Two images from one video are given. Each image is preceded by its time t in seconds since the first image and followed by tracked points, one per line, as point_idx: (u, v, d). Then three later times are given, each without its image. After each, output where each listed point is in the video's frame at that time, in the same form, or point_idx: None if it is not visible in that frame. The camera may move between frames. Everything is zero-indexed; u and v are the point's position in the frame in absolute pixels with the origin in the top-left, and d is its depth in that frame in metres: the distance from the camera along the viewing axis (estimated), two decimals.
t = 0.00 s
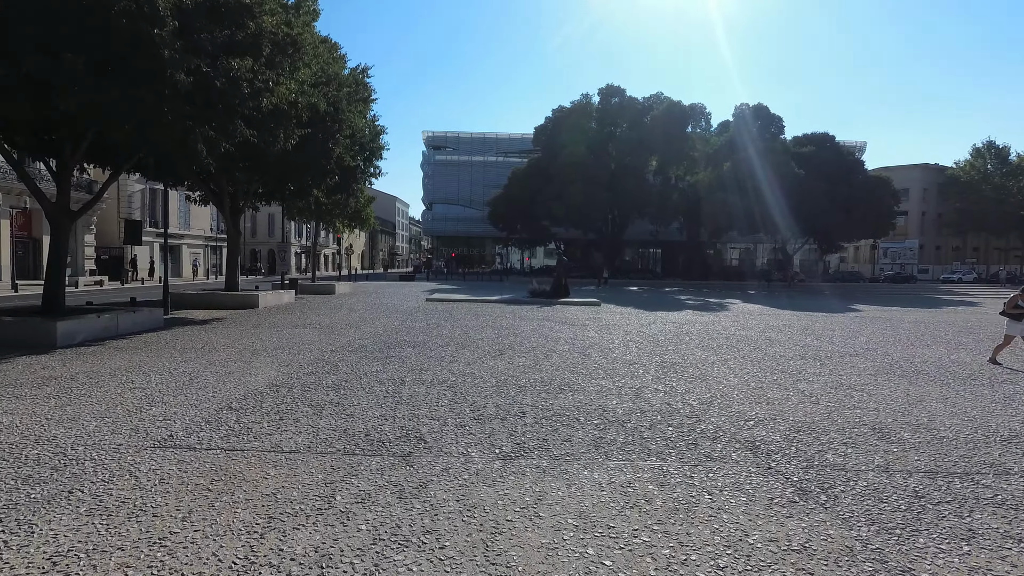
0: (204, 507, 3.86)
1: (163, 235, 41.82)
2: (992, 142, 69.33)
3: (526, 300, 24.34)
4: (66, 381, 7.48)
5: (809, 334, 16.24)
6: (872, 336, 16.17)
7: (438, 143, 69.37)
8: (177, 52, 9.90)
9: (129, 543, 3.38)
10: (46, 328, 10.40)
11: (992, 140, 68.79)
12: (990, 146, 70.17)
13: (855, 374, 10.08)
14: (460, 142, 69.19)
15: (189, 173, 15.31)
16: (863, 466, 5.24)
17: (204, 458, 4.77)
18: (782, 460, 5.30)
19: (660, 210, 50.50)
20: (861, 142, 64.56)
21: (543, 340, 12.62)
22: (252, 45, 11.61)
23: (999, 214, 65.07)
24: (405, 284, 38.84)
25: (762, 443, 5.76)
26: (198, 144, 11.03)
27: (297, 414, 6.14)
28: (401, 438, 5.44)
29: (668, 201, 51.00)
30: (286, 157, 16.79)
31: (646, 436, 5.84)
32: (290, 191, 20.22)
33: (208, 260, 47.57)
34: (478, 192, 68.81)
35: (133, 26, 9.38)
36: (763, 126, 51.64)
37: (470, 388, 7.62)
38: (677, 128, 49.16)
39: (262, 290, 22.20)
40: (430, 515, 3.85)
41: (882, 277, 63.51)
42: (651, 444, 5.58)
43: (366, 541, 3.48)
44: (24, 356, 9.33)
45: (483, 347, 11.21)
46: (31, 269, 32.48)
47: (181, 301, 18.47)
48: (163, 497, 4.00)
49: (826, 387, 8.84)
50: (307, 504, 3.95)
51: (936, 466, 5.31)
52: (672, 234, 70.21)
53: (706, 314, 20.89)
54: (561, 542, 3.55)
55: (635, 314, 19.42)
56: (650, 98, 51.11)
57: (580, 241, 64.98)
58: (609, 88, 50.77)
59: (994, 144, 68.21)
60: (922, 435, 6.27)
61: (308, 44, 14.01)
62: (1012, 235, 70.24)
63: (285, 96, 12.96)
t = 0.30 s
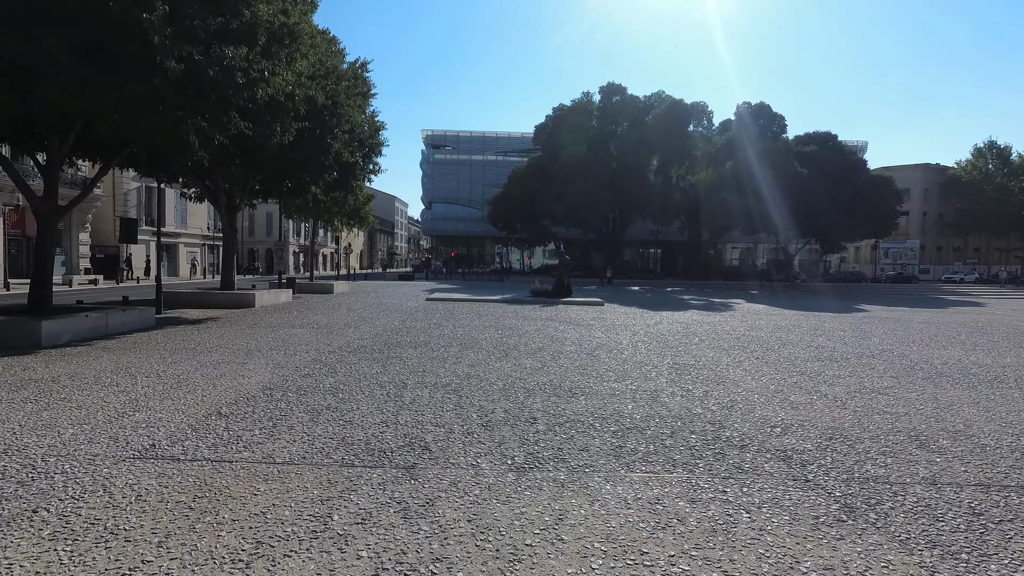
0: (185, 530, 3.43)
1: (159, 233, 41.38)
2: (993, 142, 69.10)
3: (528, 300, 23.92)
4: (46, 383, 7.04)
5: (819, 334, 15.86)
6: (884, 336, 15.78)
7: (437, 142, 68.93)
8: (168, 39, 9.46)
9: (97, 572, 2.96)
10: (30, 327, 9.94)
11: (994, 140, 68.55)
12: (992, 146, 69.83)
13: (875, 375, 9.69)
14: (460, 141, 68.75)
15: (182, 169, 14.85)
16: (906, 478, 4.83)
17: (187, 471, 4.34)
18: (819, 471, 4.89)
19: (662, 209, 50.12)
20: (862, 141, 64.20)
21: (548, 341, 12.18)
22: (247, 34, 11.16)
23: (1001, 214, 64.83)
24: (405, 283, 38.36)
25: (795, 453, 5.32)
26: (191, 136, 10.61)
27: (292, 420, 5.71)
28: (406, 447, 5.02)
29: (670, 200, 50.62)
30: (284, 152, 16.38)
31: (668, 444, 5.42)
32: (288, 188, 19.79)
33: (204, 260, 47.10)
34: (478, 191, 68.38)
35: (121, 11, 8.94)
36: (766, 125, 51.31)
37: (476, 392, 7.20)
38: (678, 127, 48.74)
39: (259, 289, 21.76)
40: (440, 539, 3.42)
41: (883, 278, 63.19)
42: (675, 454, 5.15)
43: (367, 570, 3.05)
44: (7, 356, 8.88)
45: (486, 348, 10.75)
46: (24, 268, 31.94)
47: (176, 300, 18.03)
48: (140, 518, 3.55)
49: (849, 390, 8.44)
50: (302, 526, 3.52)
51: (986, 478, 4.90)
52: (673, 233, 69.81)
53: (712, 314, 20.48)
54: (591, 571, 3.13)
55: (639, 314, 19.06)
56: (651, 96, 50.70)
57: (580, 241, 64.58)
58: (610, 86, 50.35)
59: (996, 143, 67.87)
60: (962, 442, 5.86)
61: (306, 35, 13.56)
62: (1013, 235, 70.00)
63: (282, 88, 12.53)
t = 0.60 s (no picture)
0: None
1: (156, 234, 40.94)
2: (995, 141, 68.79)
3: (530, 301, 23.50)
4: (24, 396, 6.59)
5: (829, 337, 15.47)
6: (896, 340, 15.40)
7: (437, 142, 68.52)
8: (158, 32, 9.05)
9: None
10: (13, 334, 9.49)
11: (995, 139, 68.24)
12: (994, 145, 69.36)
13: (897, 384, 9.29)
14: (460, 140, 68.33)
15: (175, 168, 14.41)
16: (959, 506, 4.41)
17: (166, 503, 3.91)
18: (861, 498, 4.47)
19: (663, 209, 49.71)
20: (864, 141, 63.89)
21: (554, 346, 11.76)
22: (241, 27, 10.73)
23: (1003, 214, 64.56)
24: (404, 284, 37.92)
25: (832, 476, 4.90)
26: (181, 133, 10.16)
27: (285, 439, 5.28)
28: (408, 471, 4.59)
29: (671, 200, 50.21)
30: (280, 151, 15.94)
31: (692, 465, 5.01)
32: (285, 188, 19.34)
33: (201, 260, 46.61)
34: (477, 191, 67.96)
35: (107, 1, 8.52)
36: (768, 125, 50.87)
37: (483, 404, 6.80)
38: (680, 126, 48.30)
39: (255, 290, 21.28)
40: None
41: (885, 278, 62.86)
42: (701, 478, 4.72)
43: None
44: None
45: (490, 355, 10.34)
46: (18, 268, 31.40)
47: (169, 303, 17.60)
48: (109, 565, 3.12)
49: (872, 400, 8.03)
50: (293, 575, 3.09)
51: None
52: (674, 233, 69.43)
53: (718, 316, 20.07)
54: None
55: (644, 316, 18.66)
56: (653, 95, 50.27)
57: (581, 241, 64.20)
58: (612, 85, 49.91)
59: (998, 143, 67.42)
60: (1006, 462, 5.45)
61: (303, 29, 13.13)
62: (1015, 235, 69.74)
63: (277, 84, 12.09)
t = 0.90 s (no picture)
0: None
1: (151, 232, 40.44)
2: (997, 139, 68.46)
3: (532, 300, 23.12)
4: None
5: (839, 336, 15.09)
6: (908, 339, 15.01)
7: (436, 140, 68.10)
8: (144, 15, 8.62)
9: None
10: None
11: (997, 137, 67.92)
12: (995, 143, 68.89)
13: (919, 384, 8.89)
14: (458, 138, 67.93)
15: (166, 161, 13.96)
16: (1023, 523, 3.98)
17: (136, 524, 3.47)
18: (910, 515, 4.05)
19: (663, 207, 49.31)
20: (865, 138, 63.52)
21: (559, 346, 11.33)
22: (234, 12, 10.29)
23: (1004, 212, 64.29)
24: (403, 283, 37.54)
25: (874, 488, 4.48)
26: (170, 122, 9.73)
27: (277, 448, 4.87)
28: (412, 486, 4.16)
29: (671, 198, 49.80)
30: (276, 144, 15.51)
31: (720, 476, 4.61)
32: (281, 184, 18.90)
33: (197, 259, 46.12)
34: (477, 189, 67.51)
35: None
36: (770, 122, 50.45)
37: (490, 407, 6.39)
38: (681, 123, 47.86)
39: (250, 288, 20.83)
40: None
41: (886, 277, 62.57)
42: (733, 491, 4.32)
43: None
44: None
45: (494, 355, 9.91)
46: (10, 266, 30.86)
47: (163, 301, 17.16)
48: None
49: (898, 402, 7.61)
50: None
51: None
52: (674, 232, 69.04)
53: (723, 315, 19.67)
54: None
55: (647, 315, 18.33)
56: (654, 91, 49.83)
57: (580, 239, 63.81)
58: (612, 81, 49.46)
59: (999, 140, 66.96)
60: None
61: (298, 17, 12.69)
62: (1016, 233, 69.48)
63: (271, 73, 11.67)
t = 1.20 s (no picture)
0: None
1: (147, 232, 39.96)
2: (998, 139, 68.13)
3: (534, 301, 22.71)
4: None
5: (850, 339, 14.69)
6: (920, 342, 14.62)
7: (435, 139, 67.72)
8: (132, 6, 8.19)
9: None
10: None
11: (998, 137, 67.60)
12: (997, 142, 68.45)
13: (944, 393, 8.48)
14: (457, 138, 67.53)
15: (159, 160, 13.54)
16: None
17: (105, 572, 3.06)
18: (972, 553, 3.64)
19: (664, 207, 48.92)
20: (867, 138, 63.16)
21: (565, 351, 10.90)
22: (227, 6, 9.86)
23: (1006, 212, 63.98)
24: (403, 283, 37.11)
25: (926, 520, 4.09)
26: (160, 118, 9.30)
27: (269, 472, 4.45)
28: (419, 520, 3.76)
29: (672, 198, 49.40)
30: (272, 142, 15.07)
31: (755, 506, 4.20)
32: (278, 183, 18.44)
33: (194, 259, 45.67)
34: (476, 188, 67.08)
35: None
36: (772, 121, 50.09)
37: (499, 423, 5.98)
38: (683, 122, 47.46)
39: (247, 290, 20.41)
40: None
41: (888, 277, 62.24)
42: (772, 524, 3.93)
43: None
44: None
45: (500, 362, 9.49)
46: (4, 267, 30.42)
47: (157, 304, 16.75)
48: None
49: (928, 414, 7.20)
50: None
51: None
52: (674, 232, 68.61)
53: (729, 318, 19.27)
54: None
55: (652, 318, 17.94)
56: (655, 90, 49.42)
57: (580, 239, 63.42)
58: (613, 80, 49.05)
59: (1001, 140, 66.57)
60: None
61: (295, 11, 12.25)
62: (1018, 234, 69.16)
63: (267, 69, 11.24)
